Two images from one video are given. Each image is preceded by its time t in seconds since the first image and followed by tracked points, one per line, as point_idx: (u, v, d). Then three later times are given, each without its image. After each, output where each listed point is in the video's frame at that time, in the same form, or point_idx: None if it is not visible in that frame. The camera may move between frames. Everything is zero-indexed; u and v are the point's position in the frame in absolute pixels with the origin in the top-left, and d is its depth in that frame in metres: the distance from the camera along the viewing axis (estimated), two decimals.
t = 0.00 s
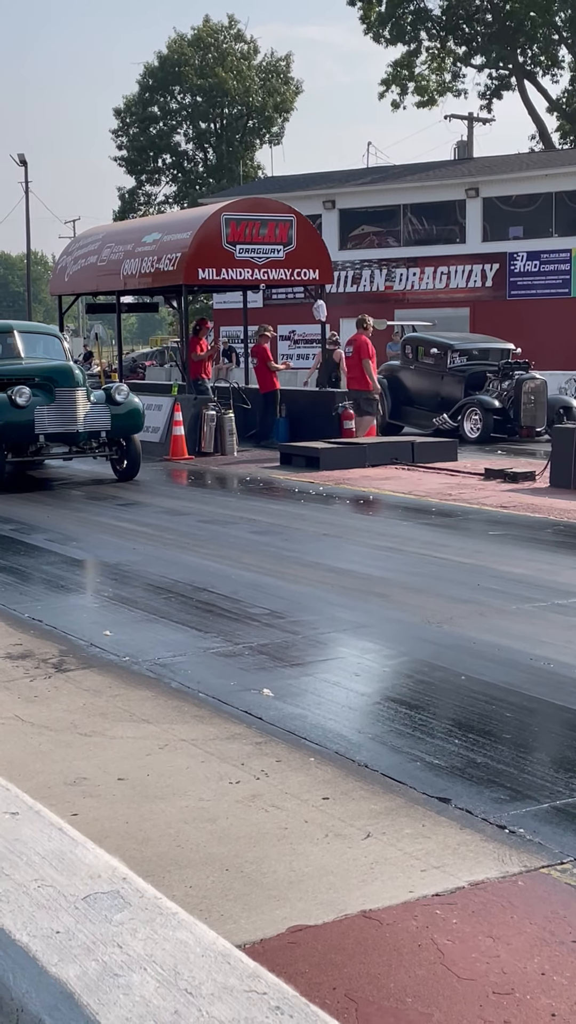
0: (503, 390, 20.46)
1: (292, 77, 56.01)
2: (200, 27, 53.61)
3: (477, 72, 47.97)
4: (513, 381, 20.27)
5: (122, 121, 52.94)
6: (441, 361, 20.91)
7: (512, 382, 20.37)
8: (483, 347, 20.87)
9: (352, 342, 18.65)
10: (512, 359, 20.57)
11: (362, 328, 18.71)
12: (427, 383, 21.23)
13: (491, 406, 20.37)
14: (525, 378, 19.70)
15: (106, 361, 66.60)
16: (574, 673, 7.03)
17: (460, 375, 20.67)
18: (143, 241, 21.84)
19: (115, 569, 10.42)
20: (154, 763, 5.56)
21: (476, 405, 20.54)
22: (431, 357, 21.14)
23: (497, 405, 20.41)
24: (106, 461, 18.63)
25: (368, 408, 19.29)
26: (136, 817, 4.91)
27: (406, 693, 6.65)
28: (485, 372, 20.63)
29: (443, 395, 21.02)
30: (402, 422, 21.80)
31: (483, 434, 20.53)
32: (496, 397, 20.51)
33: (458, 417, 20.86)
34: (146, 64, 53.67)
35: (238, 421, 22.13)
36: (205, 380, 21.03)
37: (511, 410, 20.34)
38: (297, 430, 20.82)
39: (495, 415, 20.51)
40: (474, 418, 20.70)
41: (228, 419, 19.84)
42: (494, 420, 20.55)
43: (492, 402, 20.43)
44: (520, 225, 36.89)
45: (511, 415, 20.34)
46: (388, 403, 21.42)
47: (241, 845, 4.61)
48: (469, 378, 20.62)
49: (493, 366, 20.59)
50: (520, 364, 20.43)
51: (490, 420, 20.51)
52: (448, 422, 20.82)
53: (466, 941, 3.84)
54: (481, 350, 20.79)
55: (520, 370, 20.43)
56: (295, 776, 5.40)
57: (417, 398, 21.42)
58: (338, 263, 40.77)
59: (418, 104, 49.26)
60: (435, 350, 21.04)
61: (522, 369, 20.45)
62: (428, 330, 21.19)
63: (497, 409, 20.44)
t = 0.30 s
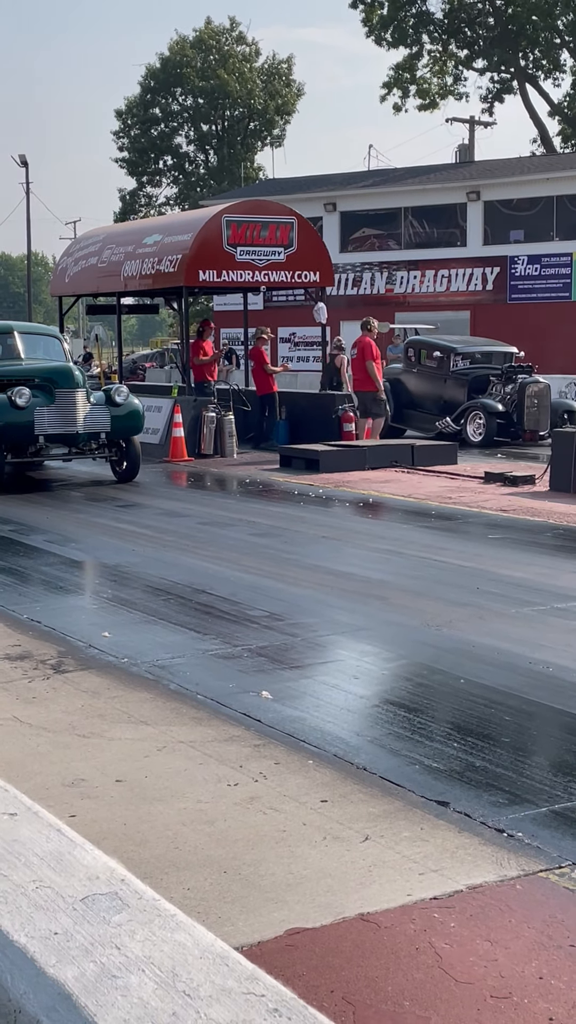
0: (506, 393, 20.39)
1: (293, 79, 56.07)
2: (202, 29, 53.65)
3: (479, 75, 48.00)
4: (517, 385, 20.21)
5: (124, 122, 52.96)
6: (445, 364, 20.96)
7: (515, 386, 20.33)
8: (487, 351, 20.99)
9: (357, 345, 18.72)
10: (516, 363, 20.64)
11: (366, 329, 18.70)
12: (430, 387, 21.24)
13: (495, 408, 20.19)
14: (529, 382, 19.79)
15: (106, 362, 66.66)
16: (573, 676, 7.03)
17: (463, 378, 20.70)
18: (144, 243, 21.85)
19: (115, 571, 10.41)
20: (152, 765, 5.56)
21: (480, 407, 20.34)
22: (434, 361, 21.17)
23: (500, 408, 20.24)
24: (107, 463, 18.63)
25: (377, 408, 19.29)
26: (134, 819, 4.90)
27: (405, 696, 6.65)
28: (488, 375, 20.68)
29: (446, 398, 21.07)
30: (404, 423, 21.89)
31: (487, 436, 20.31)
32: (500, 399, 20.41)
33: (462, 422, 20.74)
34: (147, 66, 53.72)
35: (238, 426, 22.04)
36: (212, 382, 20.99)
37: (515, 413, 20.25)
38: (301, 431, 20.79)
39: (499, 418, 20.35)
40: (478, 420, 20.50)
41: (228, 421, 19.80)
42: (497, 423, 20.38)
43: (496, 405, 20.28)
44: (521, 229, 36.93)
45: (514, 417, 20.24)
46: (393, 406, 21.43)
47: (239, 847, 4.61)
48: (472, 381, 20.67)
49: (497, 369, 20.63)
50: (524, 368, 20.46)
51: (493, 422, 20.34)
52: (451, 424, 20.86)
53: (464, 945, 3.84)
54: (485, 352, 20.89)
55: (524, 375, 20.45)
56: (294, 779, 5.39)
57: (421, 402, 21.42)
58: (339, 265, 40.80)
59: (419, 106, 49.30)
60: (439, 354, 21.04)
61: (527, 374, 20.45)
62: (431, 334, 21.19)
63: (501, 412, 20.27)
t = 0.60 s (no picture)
0: (513, 398, 20.44)
1: (295, 82, 56.10)
2: (203, 31, 53.66)
3: (480, 79, 48.02)
4: (523, 389, 20.28)
5: (125, 124, 52.93)
6: (451, 368, 20.95)
7: (522, 390, 20.38)
8: (493, 353, 20.99)
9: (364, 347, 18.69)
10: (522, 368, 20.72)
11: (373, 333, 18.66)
12: (436, 390, 21.23)
13: (502, 413, 20.21)
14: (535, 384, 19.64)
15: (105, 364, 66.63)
16: (571, 681, 7.03)
17: (469, 381, 20.71)
18: (144, 245, 21.87)
19: (113, 573, 10.40)
20: (149, 767, 5.55)
21: (486, 412, 20.37)
22: (440, 364, 21.18)
23: (507, 413, 20.27)
24: (106, 465, 18.62)
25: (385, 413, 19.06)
26: (130, 822, 4.90)
27: (403, 699, 6.65)
28: (494, 379, 20.70)
29: (452, 402, 21.00)
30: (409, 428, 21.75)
31: (493, 440, 20.32)
32: (506, 404, 20.44)
33: (468, 426, 20.69)
34: (149, 68, 53.76)
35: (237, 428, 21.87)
36: (216, 384, 20.93)
37: (522, 418, 20.30)
38: (303, 432, 20.72)
39: (505, 423, 20.35)
40: (484, 425, 20.50)
41: (227, 423, 19.75)
42: (504, 427, 20.37)
43: (503, 410, 20.27)
44: (522, 232, 36.95)
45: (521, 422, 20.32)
46: (399, 408, 21.36)
47: (236, 850, 4.60)
48: (478, 385, 20.71)
49: (504, 373, 20.69)
50: (529, 371, 20.60)
51: (500, 427, 20.33)
52: (457, 429, 20.69)
53: (460, 949, 3.84)
54: (491, 356, 20.94)
55: (530, 378, 20.59)
56: (292, 782, 5.38)
57: (427, 405, 21.37)
58: (339, 268, 40.85)
59: (420, 110, 49.27)
60: (446, 357, 21.06)
61: (532, 377, 20.59)
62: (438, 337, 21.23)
63: (507, 417, 20.30)
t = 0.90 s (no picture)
0: (517, 402, 20.43)
1: (295, 86, 56.10)
2: (204, 34, 53.68)
3: (481, 83, 48.02)
4: (527, 394, 20.27)
5: (126, 126, 52.97)
6: (454, 373, 20.90)
7: (526, 395, 20.39)
8: (496, 359, 20.96)
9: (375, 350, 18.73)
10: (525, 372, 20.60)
11: (385, 336, 18.72)
12: (440, 395, 21.14)
13: (505, 417, 20.29)
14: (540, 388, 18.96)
15: (103, 366, 66.53)
16: (570, 686, 7.02)
17: (473, 386, 20.62)
18: (144, 247, 21.88)
19: (112, 575, 10.39)
20: (148, 769, 5.55)
21: (490, 415, 20.47)
22: (443, 368, 21.11)
23: (510, 417, 20.33)
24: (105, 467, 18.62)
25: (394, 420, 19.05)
26: (129, 824, 4.89)
27: (401, 703, 6.64)
28: (498, 383, 20.59)
29: (457, 406, 20.94)
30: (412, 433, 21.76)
31: (497, 445, 20.38)
32: (510, 408, 20.50)
33: (472, 430, 20.79)
34: (150, 70, 53.81)
35: (237, 430, 21.92)
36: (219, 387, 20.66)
37: (525, 422, 20.25)
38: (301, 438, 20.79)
39: (509, 426, 20.43)
40: (488, 429, 20.58)
41: (226, 426, 19.84)
42: (507, 431, 20.46)
43: (507, 414, 20.37)
44: (522, 237, 36.94)
45: (525, 427, 20.24)
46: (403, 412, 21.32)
47: (234, 852, 4.60)
48: (482, 389, 20.57)
49: (508, 377, 20.58)
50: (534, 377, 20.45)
51: (504, 431, 20.42)
52: (461, 433, 20.81)
53: (459, 953, 3.84)
54: (494, 361, 20.83)
55: (535, 383, 20.45)
56: (290, 785, 5.38)
57: (430, 408, 21.34)
58: (339, 272, 40.88)
59: (421, 114, 49.26)
60: (448, 361, 21.01)
61: (536, 382, 20.47)
62: (441, 342, 21.29)
63: (511, 421, 20.37)
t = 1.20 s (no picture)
0: (519, 408, 20.41)
1: (295, 90, 56.13)
2: (204, 39, 53.78)
3: (480, 89, 48.11)
4: (530, 398, 20.25)
5: (125, 130, 53.06)
6: (457, 378, 20.90)
7: (529, 400, 20.38)
8: (499, 364, 20.94)
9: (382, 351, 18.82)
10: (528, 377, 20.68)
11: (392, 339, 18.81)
12: (442, 400, 21.16)
13: (508, 423, 20.21)
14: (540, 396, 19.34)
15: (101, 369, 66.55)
16: (568, 691, 7.03)
17: (475, 391, 20.67)
18: (143, 250, 21.89)
19: (110, 578, 10.39)
20: (145, 773, 5.54)
21: (492, 421, 20.36)
22: (446, 373, 21.13)
23: (513, 422, 20.23)
24: (103, 470, 18.62)
25: (396, 425, 19.07)
26: (126, 828, 4.89)
27: (399, 707, 6.64)
28: (501, 389, 20.68)
29: (459, 411, 20.95)
30: (413, 437, 21.78)
31: (499, 450, 20.30)
32: (513, 413, 20.41)
33: (474, 436, 20.71)
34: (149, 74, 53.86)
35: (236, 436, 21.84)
36: (221, 391, 20.56)
37: (528, 427, 20.25)
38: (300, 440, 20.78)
39: (511, 432, 20.36)
40: (490, 434, 20.51)
41: (224, 430, 19.79)
42: (510, 437, 20.39)
43: (509, 419, 20.27)
44: (521, 242, 36.97)
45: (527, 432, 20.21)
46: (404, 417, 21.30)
47: (232, 857, 4.60)
48: (484, 394, 20.67)
49: (510, 383, 20.67)
50: (536, 382, 20.54)
51: (506, 436, 20.36)
52: (463, 438, 20.75)
53: (457, 959, 3.83)
54: (496, 366, 20.84)
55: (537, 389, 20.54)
56: (287, 789, 5.38)
57: (433, 413, 21.36)
58: (337, 276, 40.89)
59: (420, 119, 49.36)
60: (451, 366, 21.01)
61: (538, 387, 20.56)
62: (443, 346, 21.25)
63: (513, 427, 20.29)
